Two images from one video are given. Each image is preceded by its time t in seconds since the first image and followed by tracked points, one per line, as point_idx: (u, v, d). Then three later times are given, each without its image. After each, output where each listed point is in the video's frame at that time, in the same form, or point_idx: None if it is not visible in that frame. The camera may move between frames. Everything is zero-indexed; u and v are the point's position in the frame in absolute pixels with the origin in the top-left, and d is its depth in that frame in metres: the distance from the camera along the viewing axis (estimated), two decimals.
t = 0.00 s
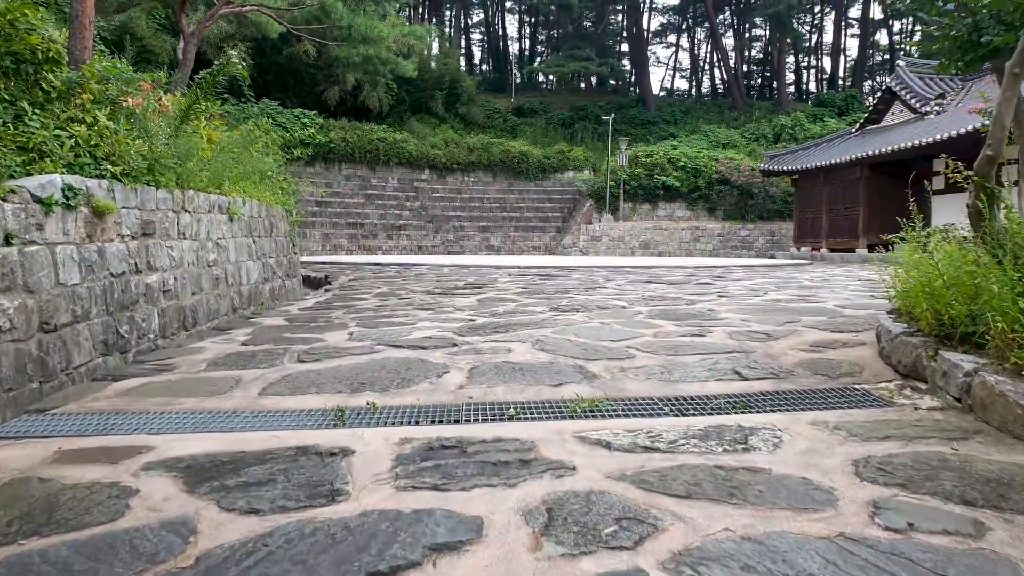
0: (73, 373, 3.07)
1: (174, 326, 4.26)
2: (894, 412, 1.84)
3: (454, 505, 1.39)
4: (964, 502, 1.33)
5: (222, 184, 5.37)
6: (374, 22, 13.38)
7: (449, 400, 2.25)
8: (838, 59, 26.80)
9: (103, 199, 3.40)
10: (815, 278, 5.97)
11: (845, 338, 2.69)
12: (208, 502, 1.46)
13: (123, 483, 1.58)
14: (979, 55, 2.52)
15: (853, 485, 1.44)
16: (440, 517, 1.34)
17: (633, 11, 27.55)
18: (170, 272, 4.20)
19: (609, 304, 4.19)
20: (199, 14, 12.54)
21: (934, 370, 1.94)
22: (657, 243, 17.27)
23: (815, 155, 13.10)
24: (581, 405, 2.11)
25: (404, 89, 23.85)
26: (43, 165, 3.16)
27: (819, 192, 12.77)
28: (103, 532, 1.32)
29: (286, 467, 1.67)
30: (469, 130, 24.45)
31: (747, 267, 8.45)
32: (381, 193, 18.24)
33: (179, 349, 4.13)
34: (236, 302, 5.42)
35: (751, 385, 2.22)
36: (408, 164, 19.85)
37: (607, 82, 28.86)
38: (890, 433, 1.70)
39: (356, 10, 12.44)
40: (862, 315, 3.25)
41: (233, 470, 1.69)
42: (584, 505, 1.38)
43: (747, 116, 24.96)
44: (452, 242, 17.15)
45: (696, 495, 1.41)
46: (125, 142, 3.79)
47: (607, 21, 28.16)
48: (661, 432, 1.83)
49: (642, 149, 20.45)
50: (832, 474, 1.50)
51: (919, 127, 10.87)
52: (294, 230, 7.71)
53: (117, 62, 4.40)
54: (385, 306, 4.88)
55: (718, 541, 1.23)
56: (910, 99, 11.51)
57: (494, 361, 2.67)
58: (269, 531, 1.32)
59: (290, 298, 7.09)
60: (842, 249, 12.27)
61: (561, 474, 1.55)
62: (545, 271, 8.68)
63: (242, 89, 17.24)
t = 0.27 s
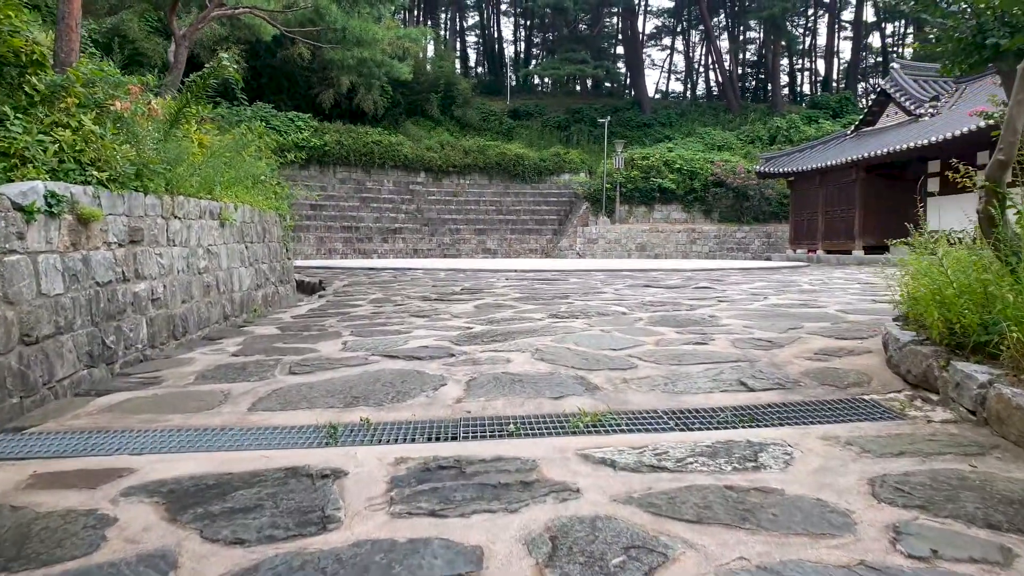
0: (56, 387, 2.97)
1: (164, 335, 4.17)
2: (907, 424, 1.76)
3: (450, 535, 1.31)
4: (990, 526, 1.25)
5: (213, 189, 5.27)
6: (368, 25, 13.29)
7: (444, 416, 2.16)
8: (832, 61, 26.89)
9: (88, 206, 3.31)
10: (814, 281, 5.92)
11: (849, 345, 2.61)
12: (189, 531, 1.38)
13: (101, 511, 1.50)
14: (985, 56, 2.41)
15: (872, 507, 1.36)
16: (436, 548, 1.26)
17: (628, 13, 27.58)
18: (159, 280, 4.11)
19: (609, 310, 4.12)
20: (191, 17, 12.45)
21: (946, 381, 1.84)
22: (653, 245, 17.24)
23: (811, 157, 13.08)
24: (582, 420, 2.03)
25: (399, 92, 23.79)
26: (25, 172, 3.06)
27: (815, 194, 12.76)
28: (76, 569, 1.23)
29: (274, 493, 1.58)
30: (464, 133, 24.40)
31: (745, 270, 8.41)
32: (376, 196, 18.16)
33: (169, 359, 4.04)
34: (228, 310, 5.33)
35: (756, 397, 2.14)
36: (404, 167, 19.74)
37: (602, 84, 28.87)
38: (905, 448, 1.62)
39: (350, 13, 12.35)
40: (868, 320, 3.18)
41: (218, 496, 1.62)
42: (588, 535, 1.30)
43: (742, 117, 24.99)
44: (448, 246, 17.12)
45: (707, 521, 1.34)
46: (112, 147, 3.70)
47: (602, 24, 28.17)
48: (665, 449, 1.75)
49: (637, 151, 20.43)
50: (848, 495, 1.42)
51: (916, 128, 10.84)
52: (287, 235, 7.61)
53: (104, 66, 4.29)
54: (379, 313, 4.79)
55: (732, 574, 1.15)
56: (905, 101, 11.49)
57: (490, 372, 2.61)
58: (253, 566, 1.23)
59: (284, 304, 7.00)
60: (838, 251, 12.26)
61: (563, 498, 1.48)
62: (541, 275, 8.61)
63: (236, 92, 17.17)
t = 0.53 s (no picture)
0: (31, 397, 2.88)
1: (146, 342, 4.06)
2: (911, 437, 1.70)
3: (437, 563, 1.24)
4: (1003, 549, 1.18)
5: (199, 192, 5.17)
6: (358, 25, 13.18)
7: (433, 431, 2.09)
8: (823, 64, 27.02)
9: (67, 209, 3.20)
10: (808, 285, 5.90)
11: (848, 353, 2.55)
12: (159, 560, 1.30)
13: (66, 538, 1.41)
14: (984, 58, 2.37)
15: (878, 528, 1.29)
16: None
17: (620, 16, 27.61)
18: (142, 286, 4.01)
19: (602, 316, 4.06)
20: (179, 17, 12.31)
21: (949, 394, 1.77)
22: (646, 248, 17.23)
23: (803, 160, 13.11)
24: (575, 434, 1.96)
25: (390, 94, 23.68)
26: None
27: (807, 196, 12.78)
28: None
29: (253, 516, 1.51)
30: (456, 134, 24.32)
31: (737, 274, 8.39)
32: (367, 198, 18.04)
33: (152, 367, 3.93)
34: (213, 315, 5.23)
35: (754, 408, 2.08)
36: (395, 169, 19.61)
37: (595, 86, 28.87)
38: (909, 463, 1.55)
39: (340, 14, 12.22)
40: (865, 326, 3.13)
41: (192, 519, 1.54)
42: (583, 562, 1.23)
43: (734, 120, 25.07)
44: (440, 248, 17.08)
45: (707, 545, 1.27)
46: (92, 149, 3.59)
47: (594, 26, 28.19)
48: (662, 465, 1.69)
49: (630, 154, 20.42)
50: (853, 515, 1.36)
51: (907, 131, 10.88)
52: (276, 238, 7.50)
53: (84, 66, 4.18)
54: (369, 320, 4.71)
55: None
56: (896, 104, 11.52)
57: (481, 383, 2.54)
58: None
59: (271, 309, 6.89)
60: (830, 254, 12.29)
61: (557, 521, 1.41)
62: (534, 279, 8.54)
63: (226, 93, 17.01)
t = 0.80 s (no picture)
0: None
1: (122, 349, 3.93)
2: (909, 453, 1.63)
3: None
4: None
5: (178, 195, 5.04)
6: (343, 25, 13.07)
7: (413, 447, 2.01)
8: (810, 67, 27.20)
9: (35, 214, 3.08)
10: (796, 288, 5.87)
11: (840, 361, 2.49)
12: None
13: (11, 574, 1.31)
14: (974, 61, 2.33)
15: (878, 555, 1.23)
16: None
17: (608, 18, 27.67)
18: (117, 292, 3.88)
19: (590, 321, 3.99)
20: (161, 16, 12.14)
21: (947, 407, 1.71)
22: (634, 249, 17.23)
23: (791, 161, 13.14)
24: (561, 449, 1.88)
25: (377, 94, 23.53)
26: None
27: (795, 198, 12.82)
28: None
29: (216, 546, 1.42)
30: (444, 136, 24.22)
31: (724, 276, 8.38)
32: (354, 200, 17.90)
33: (127, 375, 3.81)
34: (193, 320, 5.10)
35: (746, 420, 2.01)
36: (382, 171, 19.47)
37: (583, 88, 28.88)
38: (908, 482, 1.49)
39: (325, 14, 12.07)
40: (856, 332, 3.08)
41: (152, 546, 1.44)
42: None
43: (722, 122, 25.17)
44: (427, 250, 16.97)
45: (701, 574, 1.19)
46: (62, 151, 3.45)
47: (582, 28, 28.21)
48: (651, 484, 1.61)
49: (618, 155, 20.42)
50: (852, 539, 1.29)
51: (894, 134, 10.92)
52: (259, 241, 7.36)
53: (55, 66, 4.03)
54: (352, 326, 4.60)
55: None
56: (884, 106, 11.58)
57: (465, 395, 2.46)
58: None
59: (253, 314, 6.75)
60: (817, 256, 12.33)
61: (542, 547, 1.33)
62: (521, 282, 8.47)
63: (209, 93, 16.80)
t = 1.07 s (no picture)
0: None
1: (100, 357, 3.82)
2: (908, 469, 1.58)
3: None
4: None
5: (161, 199, 4.92)
6: (330, 27, 12.97)
7: (395, 464, 1.93)
8: (799, 68, 27.35)
9: (7, 219, 2.97)
10: (786, 291, 5.85)
11: (834, 369, 2.44)
12: None
13: None
14: (968, 63, 2.31)
15: None
16: None
17: (598, 19, 27.71)
18: (96, 299, 3.76)
19: (579, 327, 3.93)
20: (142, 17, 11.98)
21: (945, 420, 1.66)
22: (624, 251, 17.21)
23: (780, 163, 13.17)
24: (549, 465, 1.81)
25: (366, 95, 23.40)
26: None
27: (785, 200, 12.84)
28: None
29: None
30: (434, 137, 24.13)
31: (715, 278, 8.35)
32: (343, 202, 17.77)
33: (105, 384, 3.70)
34: (176, 326, 4.99)
35: (739, 432, 1.95)
36: (371, 172, 19.35)
37: (573, 89, 28.87)
38: (908, 500, 1.43)
39: (311, 16, 11.95)
40: (849, 338, 3.04)
41: None
42: None
43: (712, 123, 25.24)
44: (417, 252, 16.89)
45: None
46: (37, 155, 3.34)
47: (572, 29, 28.22)
48: (642, 503, 1.55)
49: (608, 157, 20.40)
50: (852, 563, 1.23)
51: (883, 135, 10.96)
52: (245, 244, 7.24)
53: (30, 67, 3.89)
54: (338, 334, 4.51)
55: None
56: (873, 107, 11.62)
57: (451, 407, 2.39)
58: None
59: (238, 319, 6.63)
60: (808, 257, 12.35)
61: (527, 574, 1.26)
62: (510, 285, 8.40)
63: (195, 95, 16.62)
